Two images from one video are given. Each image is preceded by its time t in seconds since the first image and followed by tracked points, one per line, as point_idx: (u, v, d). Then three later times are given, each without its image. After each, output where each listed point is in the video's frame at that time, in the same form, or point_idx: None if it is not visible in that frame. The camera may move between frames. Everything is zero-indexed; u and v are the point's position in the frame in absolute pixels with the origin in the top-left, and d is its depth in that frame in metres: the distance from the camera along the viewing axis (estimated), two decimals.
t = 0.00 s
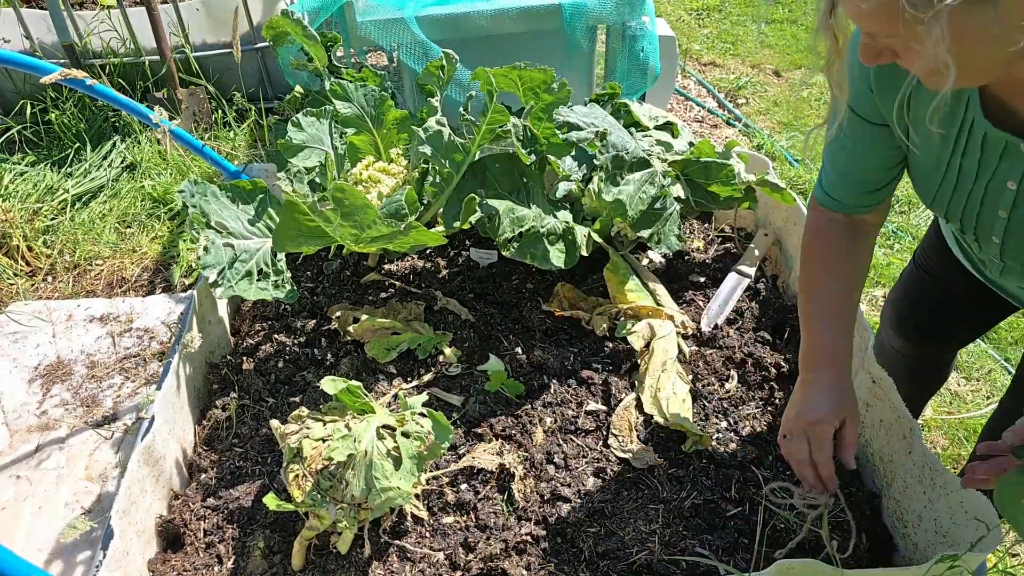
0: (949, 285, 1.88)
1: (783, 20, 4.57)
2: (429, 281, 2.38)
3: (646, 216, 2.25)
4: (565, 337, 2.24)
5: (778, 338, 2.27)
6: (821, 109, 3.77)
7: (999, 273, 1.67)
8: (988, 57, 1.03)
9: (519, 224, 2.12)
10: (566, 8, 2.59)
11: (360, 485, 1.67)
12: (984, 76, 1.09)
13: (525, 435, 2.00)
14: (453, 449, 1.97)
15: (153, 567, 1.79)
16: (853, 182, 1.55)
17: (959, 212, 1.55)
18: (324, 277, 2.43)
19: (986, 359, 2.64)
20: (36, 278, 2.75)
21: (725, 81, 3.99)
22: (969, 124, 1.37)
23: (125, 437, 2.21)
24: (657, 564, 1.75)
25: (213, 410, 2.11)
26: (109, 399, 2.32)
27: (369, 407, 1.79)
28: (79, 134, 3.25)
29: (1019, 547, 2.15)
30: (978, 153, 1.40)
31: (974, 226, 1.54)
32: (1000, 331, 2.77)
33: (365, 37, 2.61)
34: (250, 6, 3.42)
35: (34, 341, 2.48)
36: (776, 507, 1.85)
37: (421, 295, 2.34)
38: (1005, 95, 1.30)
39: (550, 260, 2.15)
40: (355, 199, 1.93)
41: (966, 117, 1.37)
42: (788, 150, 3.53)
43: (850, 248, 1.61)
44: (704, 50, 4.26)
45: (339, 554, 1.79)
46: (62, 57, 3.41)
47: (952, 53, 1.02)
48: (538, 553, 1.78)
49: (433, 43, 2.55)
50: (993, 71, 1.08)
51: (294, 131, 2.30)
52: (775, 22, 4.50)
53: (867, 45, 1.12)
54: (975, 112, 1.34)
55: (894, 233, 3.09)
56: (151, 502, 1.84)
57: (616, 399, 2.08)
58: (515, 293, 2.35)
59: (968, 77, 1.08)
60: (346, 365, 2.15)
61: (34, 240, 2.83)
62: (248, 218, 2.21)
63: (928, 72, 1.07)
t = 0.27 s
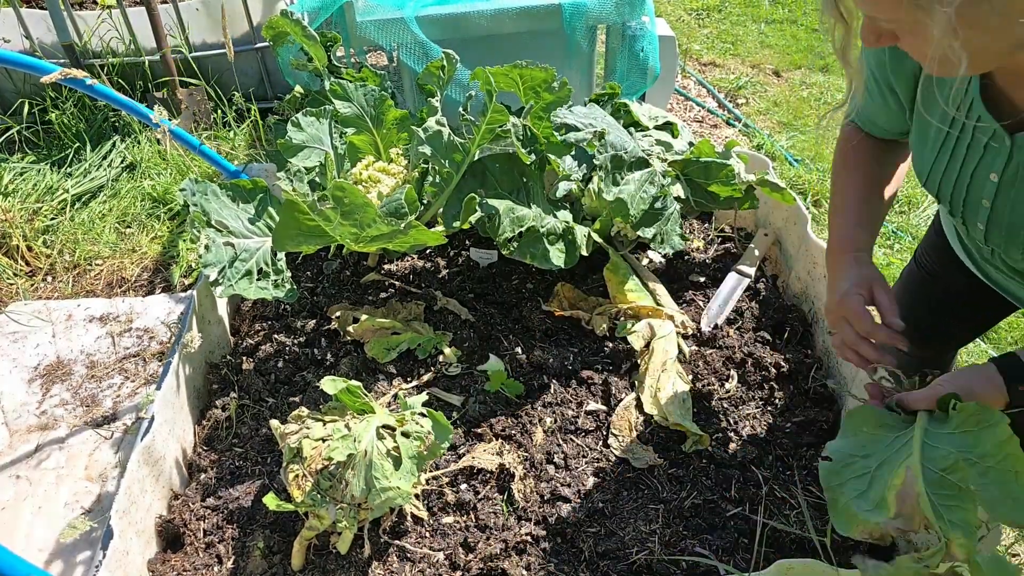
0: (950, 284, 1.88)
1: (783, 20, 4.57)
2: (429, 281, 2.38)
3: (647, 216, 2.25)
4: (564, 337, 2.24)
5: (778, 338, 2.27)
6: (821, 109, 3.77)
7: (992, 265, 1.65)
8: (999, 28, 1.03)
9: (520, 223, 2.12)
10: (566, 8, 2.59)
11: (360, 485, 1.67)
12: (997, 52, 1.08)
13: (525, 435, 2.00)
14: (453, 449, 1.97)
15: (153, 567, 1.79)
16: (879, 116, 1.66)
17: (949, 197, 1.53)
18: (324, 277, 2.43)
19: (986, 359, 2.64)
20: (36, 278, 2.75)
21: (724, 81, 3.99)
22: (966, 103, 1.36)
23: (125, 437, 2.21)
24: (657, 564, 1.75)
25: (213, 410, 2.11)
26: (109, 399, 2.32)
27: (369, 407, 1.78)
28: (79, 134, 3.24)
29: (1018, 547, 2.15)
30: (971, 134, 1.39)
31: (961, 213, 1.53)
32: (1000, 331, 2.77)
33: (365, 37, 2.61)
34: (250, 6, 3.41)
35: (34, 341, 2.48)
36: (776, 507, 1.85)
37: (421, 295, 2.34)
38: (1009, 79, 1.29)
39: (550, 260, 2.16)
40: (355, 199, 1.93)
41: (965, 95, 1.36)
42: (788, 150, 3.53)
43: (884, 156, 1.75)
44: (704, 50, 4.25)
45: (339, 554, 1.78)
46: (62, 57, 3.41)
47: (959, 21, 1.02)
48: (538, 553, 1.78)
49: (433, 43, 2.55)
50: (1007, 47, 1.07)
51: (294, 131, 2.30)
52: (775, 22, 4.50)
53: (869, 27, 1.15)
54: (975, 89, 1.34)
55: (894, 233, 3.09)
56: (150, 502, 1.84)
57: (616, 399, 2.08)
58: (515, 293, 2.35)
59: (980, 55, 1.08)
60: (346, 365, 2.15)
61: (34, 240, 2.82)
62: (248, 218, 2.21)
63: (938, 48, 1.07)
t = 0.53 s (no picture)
0: (963, 289, 1.88)
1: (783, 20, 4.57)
2: (429, 281, 2.38)
3: (647, 215, 2.25)
4: (565, 337, 2.24)
5: (778, 338, 2.27)
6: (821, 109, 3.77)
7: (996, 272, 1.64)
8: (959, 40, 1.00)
9: (520, 224, 2.11)
10: (566, 8, 2.59)
11: (360, 485, 1.67)
12: (966, 59, 1.05)
13: (525, 435, 2.00)
14: (452, 449, 1.97)
15: (153, 567, 1.79)
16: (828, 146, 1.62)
17: (947, 206, 1.53)
18: (324, 277, 2.43)
19: (986, 359, 2.64)
20: (36, 278, 2.76)
21: (725, 81, 3.99)
22: (954, 115, 1.36)
23: (125, 437, 2.21)
24: (657, 564, 1.75)
25: (213, 410, 2.11)
26: (109, 399, 2.32)
27: (369, 407, 1.78)
28: (79, 134, 3.24)
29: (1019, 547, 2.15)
30: (961, 145, 1.39)
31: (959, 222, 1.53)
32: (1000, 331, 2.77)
33: (365, 37, 2.61)
34: (250, 6, 3.42)
35: (34, 341, 2.48)
36: (776, 507, 1.86)
37: (422, 295, 2.34)
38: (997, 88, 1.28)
39: (548, 261, 2.16)
40: (355, 199, 1.93)
41: (953, 109, 1.36)
42: (788, 150, 3.53)
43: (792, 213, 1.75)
44: (704, 50, 4.26)
45: (339, 554, 1.79)
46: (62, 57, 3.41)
47: (913, 28, 0.99)
48: (538, 553, 1.78)
49: (433, 43, 2.55)
50: (976, 51, 1.03)
51: (294, 131, 2.30)
52: (774, 22, 4.50)
53: (840, 35, 1.13)
54: (961, 103, 1.34)
55: (894, 233, 3.09)
56: (150, 502, 1.84)
57: (616, 399, 2.08)
58: (515, 293, 2.35)
59: (947, 62, 1.04)
60: (346, 365, 2.15)
61: (34, 240, 2.83)
62: (248, 219, 2.22)
63: (898, 54, 1.04)
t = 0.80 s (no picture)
0: (967, 291, 1.88)
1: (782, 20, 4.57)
2: (429, 281, 2.38)
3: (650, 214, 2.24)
4: (565, 337, 2.24)
5: (778, 338, 2.27)
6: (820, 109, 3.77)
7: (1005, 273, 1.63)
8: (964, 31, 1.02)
9: (521, 222, 2.11)
10: (566, 8, 2.59)
11: (360, 485, 1.67)
12: (972, 46, 1.05)
13: (525, 435, 2.00)
14: (452, 449, 1.97)
15: (153, 567, 1.79)
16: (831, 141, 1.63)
17: (957, 202, 1.53)
18: (324, 277, 2.43)
19: (986, 360, 2.64)
20: (36, 278, 2.76)
21: (724, 81, 3.99)
22: (965, 111, 1.36)
23: (124, 437, 2.21)
24: (657, 564, 1.76)
25: (213, 410, 2.11)
26: (108, 399, 2.32)
27: (368, 407, 1.78)
28: (79, 134, 3.24)
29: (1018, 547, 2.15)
30: (971, 142, 1.38)
31: (968, 216, 1.52)
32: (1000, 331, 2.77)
33: (365, 37, 2.61)
34: (250, 6, 3.42)
35: (34, 341, 2.48)
36: (775, 507, 1.86)
37: (422, 295, 2.34)
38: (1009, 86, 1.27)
39: (549, 259, 2.15)
40: (355, 200, 1.93)
41: (964, 104, 1.36)
42: (788, 150, 3.53)
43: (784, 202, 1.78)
44: (704, 50, 4.26)
45: (339, 554, 1.79)
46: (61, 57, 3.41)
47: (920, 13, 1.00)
48: (538, 553, 1.78)
49: (433, 43, 2.54)
50: (981, 38, 1.04)
51: (294, 132, 2.30)
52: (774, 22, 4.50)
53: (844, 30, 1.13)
54: (971, 99, 1.33)
55: (894, 233, 3.10)
56: (150, 502, 1.84)
57: (616, 399, 2.08)
58: (515, 293, 2.35)
59: (954, 49, 1.05)
60: (346, 365, 2.15)
61: (34, 240, 2.83)
62: (248, 219, 2.22)
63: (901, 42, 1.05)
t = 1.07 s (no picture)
0: (968, 292, 1.88)
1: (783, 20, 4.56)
2: (429, 281, 2.38)
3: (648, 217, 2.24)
4: (565, 337, 2.24)
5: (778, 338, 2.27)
6: (821, 109, 3.76)
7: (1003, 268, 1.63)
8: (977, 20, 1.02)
9: (520, 224, 2.12)
10: (566, 8, 2.59)
11: (360, 485, 1.67)
12: (987, 37, 1.05)
13: (525, 435, 2.00)
14: (452, 449, 1.97)
15: (153, 567, 1.80)
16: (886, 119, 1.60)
17: (956, 193, 1.54)
18: (324, 277, 2.43)
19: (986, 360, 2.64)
20: (36, 278, 2.76)
21: (725, 81, 3.99)
22: (970, 94, 1.37)
23: (124, 437, 2.21)
24: (657, 564, 1.76)
25: (213, 410, 2.11)
26: (109, 399, 2.32)
27: (368, 407, 1.78)
28: (79, 134, 3.24)
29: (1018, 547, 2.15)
30: (973, 127, 1.39)
31: (965, 207, 1.53)
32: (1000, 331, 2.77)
33: (365, 38, 2.60)
34: (250, 7, 3.42)
35: (34, 342, 2.48)
36: (775, 507, 1.86)
37: (422, 295, 2.34)
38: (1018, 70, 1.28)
39: (549, 260, 2.15)
40: (355, 200, 1.93)
41: (970, 87, 1.37)
42: (788, 150, 3.53)
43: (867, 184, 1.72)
44: (704, 51, 4.26)
45: (339, 554, 1.79)
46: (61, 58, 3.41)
47: None
48: (538, 553, 1.79)
49: (433, 43, 2.55)
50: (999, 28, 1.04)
51: (294, 132, 2.30)
52: (774, 22, 4.50)
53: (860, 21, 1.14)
54: (979, 82, 1.34)
55: (895, 233, 3.09)
56: (150, 502, 1.84)
57: (616, 399, 2.08)
58: (515, 293, 2.35)
59: (970, 39, 1.05)
60: (346, 365, 2.15)
61: (34, 240, 2.83)
62: (248, 219, 2.22)
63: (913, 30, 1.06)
